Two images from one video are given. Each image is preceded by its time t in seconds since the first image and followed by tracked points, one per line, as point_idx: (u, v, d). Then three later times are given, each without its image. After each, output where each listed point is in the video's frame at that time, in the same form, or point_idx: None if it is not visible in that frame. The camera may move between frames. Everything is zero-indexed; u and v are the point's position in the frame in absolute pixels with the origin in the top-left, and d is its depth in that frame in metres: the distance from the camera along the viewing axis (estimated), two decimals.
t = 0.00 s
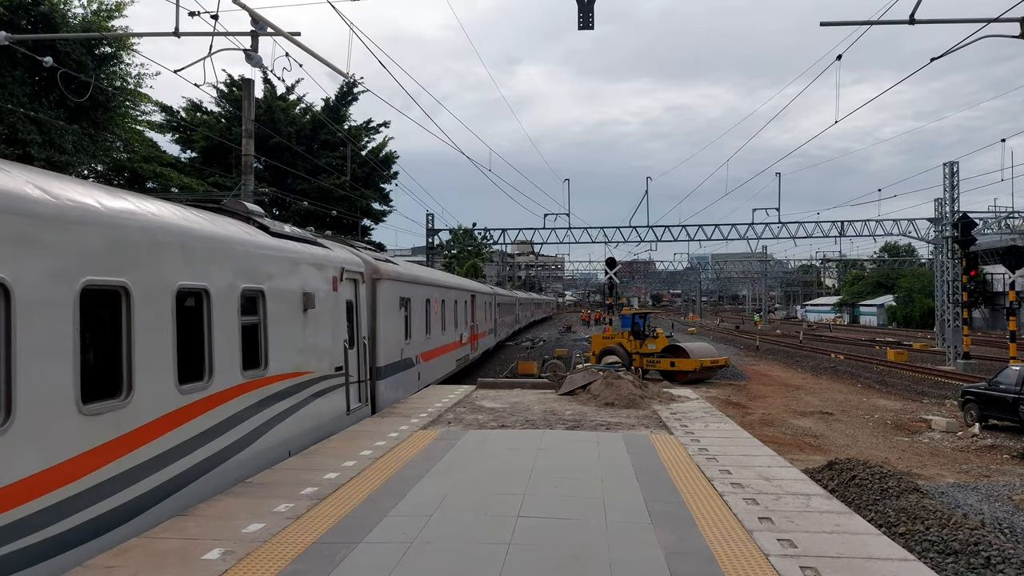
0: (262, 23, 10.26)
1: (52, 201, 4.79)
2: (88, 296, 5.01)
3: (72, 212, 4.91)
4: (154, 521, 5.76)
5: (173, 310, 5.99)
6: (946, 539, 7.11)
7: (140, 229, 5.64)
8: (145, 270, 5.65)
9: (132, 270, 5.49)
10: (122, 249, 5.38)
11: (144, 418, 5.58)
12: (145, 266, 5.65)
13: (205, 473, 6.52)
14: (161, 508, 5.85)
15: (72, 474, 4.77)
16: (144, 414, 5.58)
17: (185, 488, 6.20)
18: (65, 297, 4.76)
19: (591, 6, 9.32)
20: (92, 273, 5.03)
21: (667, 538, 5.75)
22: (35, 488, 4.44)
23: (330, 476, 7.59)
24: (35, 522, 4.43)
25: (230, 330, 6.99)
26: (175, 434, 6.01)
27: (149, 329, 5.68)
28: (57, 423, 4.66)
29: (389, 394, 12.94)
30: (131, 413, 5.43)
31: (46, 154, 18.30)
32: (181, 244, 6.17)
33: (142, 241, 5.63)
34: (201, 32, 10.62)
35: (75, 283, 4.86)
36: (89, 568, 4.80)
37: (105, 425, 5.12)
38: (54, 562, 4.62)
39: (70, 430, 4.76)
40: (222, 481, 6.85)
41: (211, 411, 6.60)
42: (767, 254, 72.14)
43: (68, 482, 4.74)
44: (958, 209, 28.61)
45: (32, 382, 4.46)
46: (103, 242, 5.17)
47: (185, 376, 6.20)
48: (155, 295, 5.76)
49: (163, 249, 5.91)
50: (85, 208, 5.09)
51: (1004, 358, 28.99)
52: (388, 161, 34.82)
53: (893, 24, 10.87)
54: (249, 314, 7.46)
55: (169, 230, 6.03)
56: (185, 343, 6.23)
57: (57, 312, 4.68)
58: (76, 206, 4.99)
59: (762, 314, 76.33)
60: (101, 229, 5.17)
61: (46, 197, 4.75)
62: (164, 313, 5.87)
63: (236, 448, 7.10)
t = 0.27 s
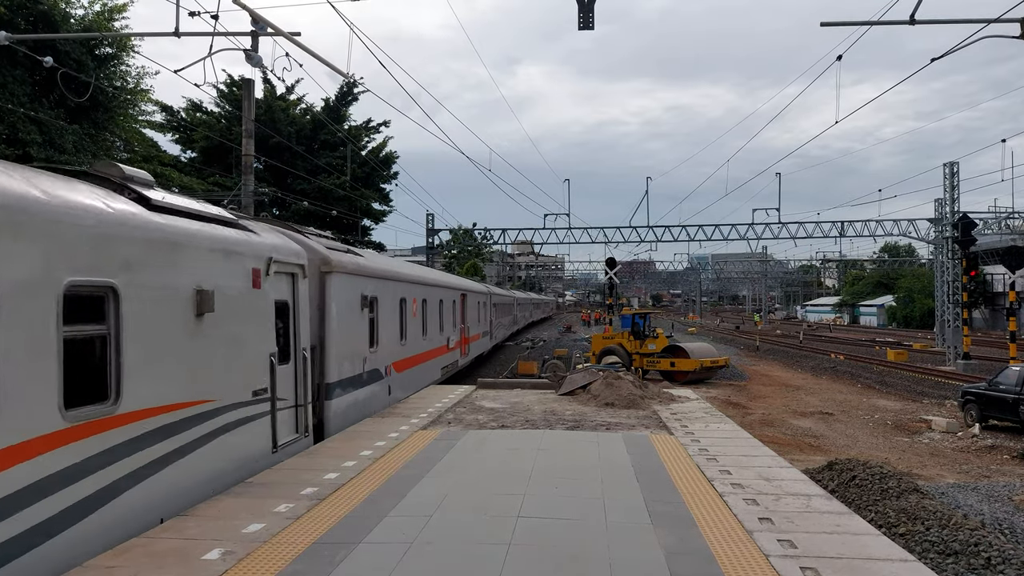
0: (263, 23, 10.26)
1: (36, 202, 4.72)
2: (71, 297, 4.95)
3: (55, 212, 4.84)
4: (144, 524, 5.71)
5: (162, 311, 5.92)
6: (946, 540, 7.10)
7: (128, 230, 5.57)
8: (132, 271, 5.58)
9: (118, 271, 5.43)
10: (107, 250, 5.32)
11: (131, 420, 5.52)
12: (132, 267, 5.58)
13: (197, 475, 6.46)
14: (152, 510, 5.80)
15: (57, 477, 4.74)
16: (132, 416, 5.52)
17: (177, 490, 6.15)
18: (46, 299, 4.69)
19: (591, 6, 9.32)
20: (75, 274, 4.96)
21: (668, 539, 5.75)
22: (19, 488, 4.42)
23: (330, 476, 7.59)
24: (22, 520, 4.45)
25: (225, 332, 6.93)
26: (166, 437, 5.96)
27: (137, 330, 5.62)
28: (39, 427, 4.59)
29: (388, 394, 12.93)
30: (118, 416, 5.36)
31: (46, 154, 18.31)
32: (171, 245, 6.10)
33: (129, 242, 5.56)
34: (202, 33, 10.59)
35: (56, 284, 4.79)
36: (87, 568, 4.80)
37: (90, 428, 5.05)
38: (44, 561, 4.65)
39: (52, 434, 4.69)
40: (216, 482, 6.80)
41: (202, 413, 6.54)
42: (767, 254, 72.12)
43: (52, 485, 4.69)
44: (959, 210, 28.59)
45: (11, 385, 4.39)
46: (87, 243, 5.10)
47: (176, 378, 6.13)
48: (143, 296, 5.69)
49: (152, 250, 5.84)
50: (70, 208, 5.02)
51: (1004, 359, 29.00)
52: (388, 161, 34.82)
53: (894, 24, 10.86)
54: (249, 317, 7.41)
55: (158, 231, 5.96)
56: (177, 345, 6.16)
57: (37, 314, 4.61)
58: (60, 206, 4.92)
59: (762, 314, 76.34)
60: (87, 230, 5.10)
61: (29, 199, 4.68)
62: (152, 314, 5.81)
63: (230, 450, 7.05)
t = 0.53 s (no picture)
0: (263, 23, 10.25)
1: (52, 201, 4.65)
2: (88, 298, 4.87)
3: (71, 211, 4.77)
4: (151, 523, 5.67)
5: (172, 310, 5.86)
6: (946, 540, 7.10)
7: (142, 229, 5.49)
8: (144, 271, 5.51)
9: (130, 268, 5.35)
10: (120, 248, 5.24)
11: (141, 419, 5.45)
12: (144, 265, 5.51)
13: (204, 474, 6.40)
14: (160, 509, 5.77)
15: (67, 477, 4.68)
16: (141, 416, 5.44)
17: (181, 491, 6.08)
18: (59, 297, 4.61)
19: (591, 6, 9.31)
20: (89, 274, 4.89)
21: (668, 539, 5.75)
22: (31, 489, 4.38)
23: (330, 476, 7.59)
24: (34, 519, 4.41)
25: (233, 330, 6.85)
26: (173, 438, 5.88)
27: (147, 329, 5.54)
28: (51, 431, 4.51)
29: (389, 394, 12.90)
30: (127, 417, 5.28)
31: (46, 153, 18.31)
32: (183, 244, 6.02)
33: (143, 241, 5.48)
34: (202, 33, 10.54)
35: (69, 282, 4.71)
36: (88, 568, 4.79)
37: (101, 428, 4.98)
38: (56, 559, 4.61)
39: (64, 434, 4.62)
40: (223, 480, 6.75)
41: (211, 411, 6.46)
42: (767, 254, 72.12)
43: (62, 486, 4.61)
44: (959, 209, 28.58)
45: (19, 384, 4.28)
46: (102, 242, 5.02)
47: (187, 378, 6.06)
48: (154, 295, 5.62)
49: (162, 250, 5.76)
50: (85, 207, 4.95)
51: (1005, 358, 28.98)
52: (389, 161, 34.82)
53: (893, 24, 10.85)
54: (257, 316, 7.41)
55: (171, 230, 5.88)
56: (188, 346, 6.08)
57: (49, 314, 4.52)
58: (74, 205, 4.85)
59: (762, 314, 76.33)
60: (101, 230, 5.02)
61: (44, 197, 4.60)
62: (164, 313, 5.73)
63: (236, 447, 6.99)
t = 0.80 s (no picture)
0: (263, 23, 10.25)
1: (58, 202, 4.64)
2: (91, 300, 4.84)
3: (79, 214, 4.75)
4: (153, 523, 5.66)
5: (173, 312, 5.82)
6: (946, 540, 7.10)
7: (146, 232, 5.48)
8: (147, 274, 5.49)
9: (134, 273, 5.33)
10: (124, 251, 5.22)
11: (143, 423, 5.42)
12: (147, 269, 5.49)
13: (204, 475, 6.38)
14: (162, 510, 5.75)
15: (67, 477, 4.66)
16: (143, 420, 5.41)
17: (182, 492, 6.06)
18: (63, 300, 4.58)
19: (591, 6, 9.31)
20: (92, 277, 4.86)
21: (668, 539, 5.75)
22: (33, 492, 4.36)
23: (330, 476, 7.59)
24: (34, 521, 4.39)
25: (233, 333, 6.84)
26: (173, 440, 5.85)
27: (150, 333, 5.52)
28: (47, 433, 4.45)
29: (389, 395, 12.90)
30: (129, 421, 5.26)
31: (46, 153, 18.31)
32: (186, 246, 6.01)
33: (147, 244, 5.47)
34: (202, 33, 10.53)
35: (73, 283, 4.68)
36: (89, 567, 4.79)
37: (101, 433, 4.94)
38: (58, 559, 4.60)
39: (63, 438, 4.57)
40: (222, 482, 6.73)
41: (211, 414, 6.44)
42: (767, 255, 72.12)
43: (65, 488, 4.60)
44: (959, 210, 28.57)
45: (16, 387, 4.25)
46: (108, 245, 5.01)
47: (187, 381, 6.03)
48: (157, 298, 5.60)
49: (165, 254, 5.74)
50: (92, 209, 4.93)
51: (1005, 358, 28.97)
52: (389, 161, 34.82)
53: (894, 24, 10.84)
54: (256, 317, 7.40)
55: (174, 232, 5.87)
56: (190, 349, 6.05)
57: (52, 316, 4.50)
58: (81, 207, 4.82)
59: (762, 314, 76.30)
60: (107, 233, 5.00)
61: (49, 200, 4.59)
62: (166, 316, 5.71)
63: (236, 449, 6.97)
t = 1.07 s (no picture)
0: (263, 23, 10.25)
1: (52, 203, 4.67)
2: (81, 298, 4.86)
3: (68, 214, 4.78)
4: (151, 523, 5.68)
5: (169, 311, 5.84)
6: (946, 539, 7.10)
7: (138, 231, 5.49)
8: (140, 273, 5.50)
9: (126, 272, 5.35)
10: (115, 250, 5.25)
11: (137, 422, 5.42)
12: (140, 268, 5.50)
13: (201, 474, 6.39)
14: (159, 509, 5.77)
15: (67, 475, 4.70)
16: (137, 418, 5.42)
17: (182, 490, 6.08)
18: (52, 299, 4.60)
19: (591, 6, 9.31)
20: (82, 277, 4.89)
21: (668, 539, 5.75)
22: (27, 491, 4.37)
23: (330, 476, 7.59)
24: (32, 522, 4.41)
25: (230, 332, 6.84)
26: (169, 440, 5.85)
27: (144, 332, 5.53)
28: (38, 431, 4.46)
29: (389, 394, 12.91)
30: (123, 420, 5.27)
31: (46, 154, 18.31)
32: (180, 245, 6.03)
33: (139, 243, 5.49)
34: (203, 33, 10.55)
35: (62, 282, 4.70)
36: (89, 568, 4.79)
37: (94, 432, 4.95)
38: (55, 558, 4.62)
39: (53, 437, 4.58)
40: (221, 481, 6.75)
41: (208, 412, 6.45)
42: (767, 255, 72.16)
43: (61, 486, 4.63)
44: (959, 209, 28.57)
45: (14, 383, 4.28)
46: (100, 242, 5.07)
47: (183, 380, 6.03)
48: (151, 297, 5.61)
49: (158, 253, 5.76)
50: (82, 208, 4.96)
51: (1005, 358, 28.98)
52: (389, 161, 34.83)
53: (894, 24, 10.85)
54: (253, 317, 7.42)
55: (168, 232, 5.89)
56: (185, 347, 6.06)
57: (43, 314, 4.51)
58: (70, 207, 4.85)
59: (762, 314, 76.35)
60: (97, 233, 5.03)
61: (42, 200, 4.61)
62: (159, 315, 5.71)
63: (234, 448, 6.98)
